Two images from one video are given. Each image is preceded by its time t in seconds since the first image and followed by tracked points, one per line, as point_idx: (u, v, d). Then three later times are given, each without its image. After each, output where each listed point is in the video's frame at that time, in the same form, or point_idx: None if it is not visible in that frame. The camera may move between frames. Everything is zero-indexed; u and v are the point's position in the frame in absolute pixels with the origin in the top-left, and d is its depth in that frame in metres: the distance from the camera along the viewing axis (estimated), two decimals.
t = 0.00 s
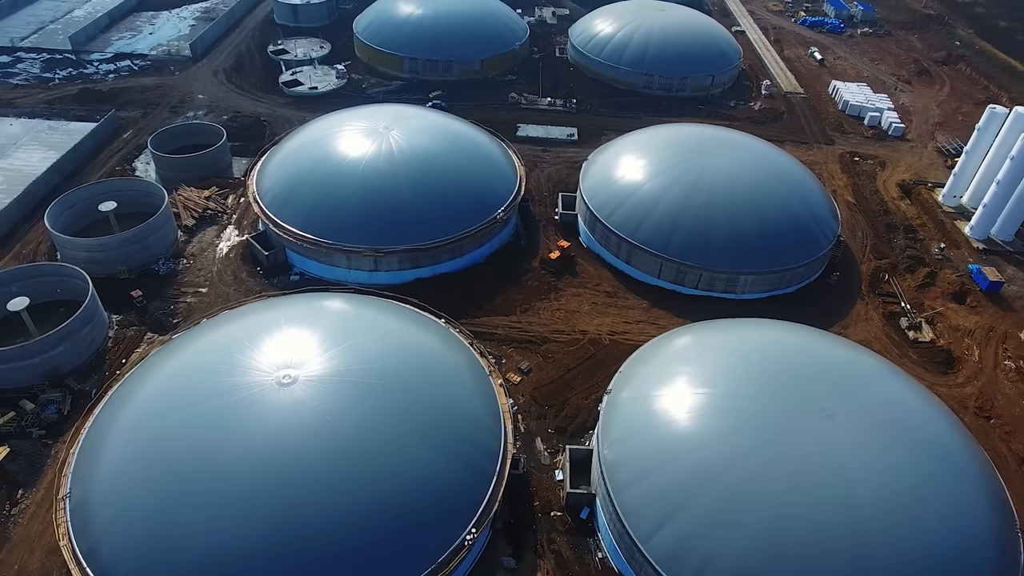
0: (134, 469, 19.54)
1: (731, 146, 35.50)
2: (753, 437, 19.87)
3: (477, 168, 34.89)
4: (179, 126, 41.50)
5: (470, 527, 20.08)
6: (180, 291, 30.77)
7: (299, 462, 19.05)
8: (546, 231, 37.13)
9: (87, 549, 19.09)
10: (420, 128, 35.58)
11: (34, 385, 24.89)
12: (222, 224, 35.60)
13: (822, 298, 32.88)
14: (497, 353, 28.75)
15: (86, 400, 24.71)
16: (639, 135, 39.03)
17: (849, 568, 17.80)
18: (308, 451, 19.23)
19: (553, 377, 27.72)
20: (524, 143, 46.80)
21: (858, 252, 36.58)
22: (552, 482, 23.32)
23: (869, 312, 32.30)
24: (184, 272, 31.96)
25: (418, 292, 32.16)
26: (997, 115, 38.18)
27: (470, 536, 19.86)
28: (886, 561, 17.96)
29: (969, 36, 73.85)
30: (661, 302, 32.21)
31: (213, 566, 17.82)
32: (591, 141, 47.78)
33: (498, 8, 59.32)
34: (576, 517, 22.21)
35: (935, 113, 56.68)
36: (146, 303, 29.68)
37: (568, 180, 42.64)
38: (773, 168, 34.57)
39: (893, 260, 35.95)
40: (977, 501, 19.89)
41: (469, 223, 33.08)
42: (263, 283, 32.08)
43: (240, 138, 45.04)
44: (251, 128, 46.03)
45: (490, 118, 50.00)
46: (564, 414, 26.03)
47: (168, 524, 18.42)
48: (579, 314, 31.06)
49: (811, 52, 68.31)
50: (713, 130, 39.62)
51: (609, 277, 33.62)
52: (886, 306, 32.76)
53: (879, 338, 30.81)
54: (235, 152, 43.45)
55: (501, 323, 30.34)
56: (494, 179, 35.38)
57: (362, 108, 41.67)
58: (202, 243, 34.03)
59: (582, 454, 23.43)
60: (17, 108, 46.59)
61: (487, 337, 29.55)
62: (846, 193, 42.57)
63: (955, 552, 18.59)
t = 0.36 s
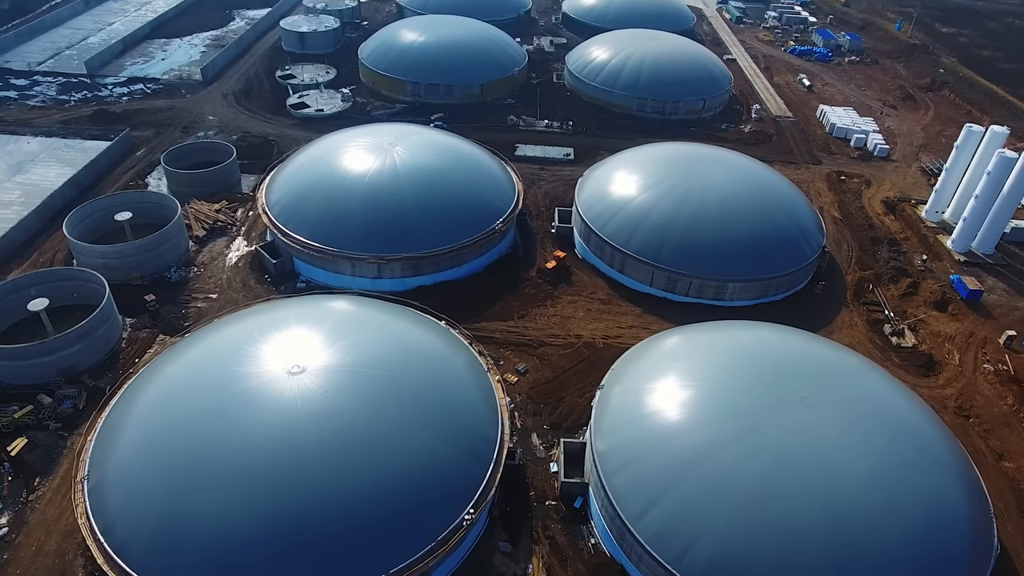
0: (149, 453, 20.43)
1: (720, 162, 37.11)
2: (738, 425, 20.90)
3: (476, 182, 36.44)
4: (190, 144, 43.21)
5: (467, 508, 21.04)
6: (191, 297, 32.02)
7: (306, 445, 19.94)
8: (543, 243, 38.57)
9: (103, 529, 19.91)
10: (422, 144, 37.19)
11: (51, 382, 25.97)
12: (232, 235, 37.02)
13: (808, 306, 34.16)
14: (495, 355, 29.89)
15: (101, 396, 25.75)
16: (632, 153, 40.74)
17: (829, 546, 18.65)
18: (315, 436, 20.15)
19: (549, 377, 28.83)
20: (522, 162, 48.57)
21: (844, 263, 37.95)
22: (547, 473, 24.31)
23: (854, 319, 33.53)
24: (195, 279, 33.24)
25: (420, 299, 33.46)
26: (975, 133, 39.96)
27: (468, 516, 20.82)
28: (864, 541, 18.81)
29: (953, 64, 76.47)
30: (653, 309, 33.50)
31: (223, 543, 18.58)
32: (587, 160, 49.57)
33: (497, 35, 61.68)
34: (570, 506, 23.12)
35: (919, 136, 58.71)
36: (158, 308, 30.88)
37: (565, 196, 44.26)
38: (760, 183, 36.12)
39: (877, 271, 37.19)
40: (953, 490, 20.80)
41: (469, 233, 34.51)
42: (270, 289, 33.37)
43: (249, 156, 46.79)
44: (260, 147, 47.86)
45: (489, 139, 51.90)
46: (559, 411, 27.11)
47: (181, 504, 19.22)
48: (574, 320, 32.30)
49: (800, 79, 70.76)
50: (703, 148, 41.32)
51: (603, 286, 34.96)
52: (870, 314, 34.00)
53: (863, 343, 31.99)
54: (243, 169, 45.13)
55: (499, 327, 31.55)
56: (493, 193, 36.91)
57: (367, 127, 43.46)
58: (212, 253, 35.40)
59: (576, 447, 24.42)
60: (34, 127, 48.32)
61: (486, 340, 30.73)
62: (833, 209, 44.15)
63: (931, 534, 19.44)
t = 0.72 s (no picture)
0: (164, 439, 21.44)
1: (710, 179, 38.66)
2: (725, 416, 21.97)
3: (476, 197, 37.99)
4: (201, 162, 44.90)
5: (466, 494, 22.01)
6: (201, 304, 33.30)
7: (313, 433, 20.95)
8: (540, 256, 40.04)
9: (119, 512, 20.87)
10: (425, 162, 38.84)
11: (68, 382, 27.10)
12: (240, 247, 38.44)
13: (795, 315, 35.48)
14: (493, 358, 31.08)
15: (115, 395, 26.84)
16: (626, 171, 42.36)
17: (810, 527, 19.57)
18: (321, 424, 21.17)
19: (544, 380, 29.98)
20: (520, 181, 50.34)
21: (830, 275, 39.35)
22: (542, 468, 25.32)
23: (839, 328, 34.78)
24: (205, 288, 34.56)
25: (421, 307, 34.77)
26: (953, 152, 41.30)
27: (467, 501, 21.78)
28: (844, 523, 19.73)
29: (938, 91, 78.95)
30: (646, 319, 34.83)
31: (234, 524, 19.52)
32: (583, 180, 51.32)
33: (497, 62, 64.05)
34: (564, 498, 24.12)
35: (905, 158, 60.67)
36: (170, 314, 32.13)
37: (561, 214, 45.89)
38: (748, 198, 37.65)
39: (862, 283, 38.43)
40: (930, 479, 21.77)
41: (469, 244, 35.96)
42: (278, 298, 34.70)
43: (256, 174, 48.52)
44: (267, 167, 49.64)
45: (489, 160, 53.73)
46: (554, 411, 28.23)
47: (193, 486, 20.17)
48: (569, 327, 33.57)
49: (789, 105, 73.13)
50: (695, 166, 42.92)
51: (599, 297, 36.34)
52: (855, 322, 35.27)
53: (848, 350, 33.20)
54: (251, 187, 46.78)
55: (497, 334, 32.79)
56: (492, 207, 38.46)
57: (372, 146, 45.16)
58: (222, 263, 36.79)
59: (571, 443, 25.50)
60: (49, 145, 50.04)
61: (484, 346, 31.94)
62: (820, 226, 45.73)
63: (907, 519, 20.39)
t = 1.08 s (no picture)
0: (177, 430, 22.44)
1: (700, 197, 40.26)
2: (712, 412, 23.06)
3: (476, 215, 39.53)
4: (210, 181, 46.61)
5: (465, 485, 23.02)
6: (210, 314, 34.59)
7: (320, 426, 21.93)
8: (537, 270, 41.53)
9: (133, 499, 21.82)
10: (426, 181, 40.39)
11: (82, 385, 28.23)
12: (248, 261, 39.89)
13: (782, 327, 36.82)
14: (491, 365, 32.27)
15: (128, 396, 27.94)
16: (620, 190, 44.00)
17: (791, 515, 20.62)
18: (328, 418, 22.15)
19: (540, 385, 31.15)
20: (518, 202, 52.08)
21: (816, 289, 40.80)
22: (538, 466, 26.37)
23: (825, 338, 36.09)
24: (214, 299, 35.89)
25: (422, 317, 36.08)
26: (933, 172, 42.68)
27: (465, 491, 22.79)
28: (823, 512, 20.75)
29: (924, 118, 81.48)
30: (639, 330, 36.18)
31: (243, 510, 20.48)
32: (579, 201, 53.10)
33: (495, 89, 66.39)
34: (559, 494, 25.16)
35: (891, 181, 62.65)
36: (181, 323, 33.37)
37: (558, 232, 47.50)
38: (737, 215, 39.17)
39: (847, 297, 39.81)
40: (908, 474, 22.79)
41: (469, 258, 37.41)
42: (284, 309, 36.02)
43: (263, 194, 50.25)
44: (274, 187, 51.41)
45: (487, 181, 55.56)
46: (550, 413, 29.37)
47: (204, 478, 21.10)
48: (565, 336, 34.86)
49: (779, 131, 75.50)
50: (686, 186, 44.55)
51: (593, 309, 37.72)
52: (840, 333, 36.59)
53: (834, 358, 34.44)
54: (258, 205, 48.45)
55: (495, 342, 34.04)
56: (492, 224, 40.02)
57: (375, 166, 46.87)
58: (230, 276, 38.18)
59: (565, 443, 26.60)
60: (63, 166, 51.76)
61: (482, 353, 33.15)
62: (808, 243, 47.34)
63: (886, 510, 21.38)
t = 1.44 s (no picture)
0: (189, 426, 23.58)
1: (688, 215, 41.91)
2: (698, 409, 24.34)
3: (474, 233, 41.04)
4: (217, 202, 48.24)
5: (464, 479, 24.17)
6: (217, 326, 35.84)
7: (327, 422, 23.14)
8: (533, 286, 43.01)
9: (148, 492, 22.90)
10: (426, 200, 41.88)
11: (95, 391, 29.35)
12: (253, 276, 41.29)
13: (769, 339, 38.23)
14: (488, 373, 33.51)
15: (139, 402, 29.07)
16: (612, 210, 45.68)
17: (773, 503, 21.77)
18: (334, 416, 23.33)
19: (536, 392, 32.39)
20: (514, 223, 53.79)
21: (802, 303, 42.33)
22: (533, 467, 27.63)
23: (810, 350, 37.48)
24: (221, 312, 37.18)
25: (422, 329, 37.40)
26: (912, 193, 44.57)
27: (464, 485, 23.95)
28: (804, 500, 21.91)
29: (909, 145, 84.04)
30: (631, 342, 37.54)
31: (254, 499, 21.56)
32: (573, 222, 54.84)
33: (492, 116, 68.69)
34: (554, 493, 26.45)
35: (876, 204, 64.68)
36: (189, 335, 34.61)
37: (553, 251, 49.10)
38: (724, 232, 40.75)
39: (832, 311, 41.30)
40: (885, 469, 23.96)
41: (467, 273, 38.88)
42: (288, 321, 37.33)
43: (268, 215, 51.88)
44: (278, 208, 53.09)
45: (485, 204, 57.35)
46: (545, 419, 30.57)
47: (215, 473, 22.14)
48: (559, 347, 36.20)
49: (768, 157, 77.86)
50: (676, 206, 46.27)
51: (587, 322, 39.12)
52: (825, 345, 38.00)
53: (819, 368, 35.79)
54: (263, 226, 50.04)
55: (492, 352, 35.35)
56: (489, 241, 41.54)
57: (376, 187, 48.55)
58: (236, 291, 39.55)
59: (559, 444, 27.80)
60: (73, 188, 53.36)
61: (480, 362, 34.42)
62: (795, 261, 49.02)
63: (863, 502, 22.52)
